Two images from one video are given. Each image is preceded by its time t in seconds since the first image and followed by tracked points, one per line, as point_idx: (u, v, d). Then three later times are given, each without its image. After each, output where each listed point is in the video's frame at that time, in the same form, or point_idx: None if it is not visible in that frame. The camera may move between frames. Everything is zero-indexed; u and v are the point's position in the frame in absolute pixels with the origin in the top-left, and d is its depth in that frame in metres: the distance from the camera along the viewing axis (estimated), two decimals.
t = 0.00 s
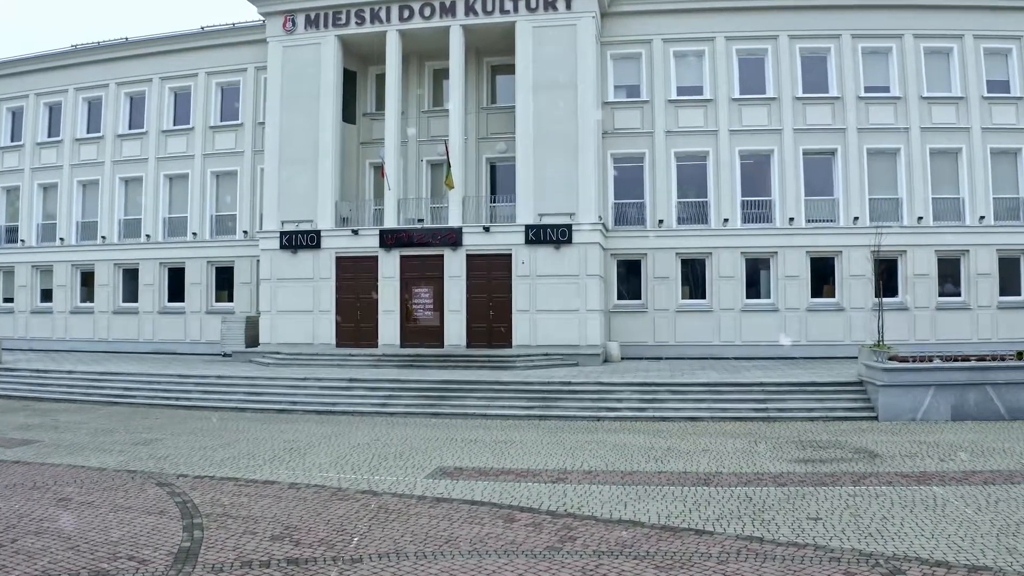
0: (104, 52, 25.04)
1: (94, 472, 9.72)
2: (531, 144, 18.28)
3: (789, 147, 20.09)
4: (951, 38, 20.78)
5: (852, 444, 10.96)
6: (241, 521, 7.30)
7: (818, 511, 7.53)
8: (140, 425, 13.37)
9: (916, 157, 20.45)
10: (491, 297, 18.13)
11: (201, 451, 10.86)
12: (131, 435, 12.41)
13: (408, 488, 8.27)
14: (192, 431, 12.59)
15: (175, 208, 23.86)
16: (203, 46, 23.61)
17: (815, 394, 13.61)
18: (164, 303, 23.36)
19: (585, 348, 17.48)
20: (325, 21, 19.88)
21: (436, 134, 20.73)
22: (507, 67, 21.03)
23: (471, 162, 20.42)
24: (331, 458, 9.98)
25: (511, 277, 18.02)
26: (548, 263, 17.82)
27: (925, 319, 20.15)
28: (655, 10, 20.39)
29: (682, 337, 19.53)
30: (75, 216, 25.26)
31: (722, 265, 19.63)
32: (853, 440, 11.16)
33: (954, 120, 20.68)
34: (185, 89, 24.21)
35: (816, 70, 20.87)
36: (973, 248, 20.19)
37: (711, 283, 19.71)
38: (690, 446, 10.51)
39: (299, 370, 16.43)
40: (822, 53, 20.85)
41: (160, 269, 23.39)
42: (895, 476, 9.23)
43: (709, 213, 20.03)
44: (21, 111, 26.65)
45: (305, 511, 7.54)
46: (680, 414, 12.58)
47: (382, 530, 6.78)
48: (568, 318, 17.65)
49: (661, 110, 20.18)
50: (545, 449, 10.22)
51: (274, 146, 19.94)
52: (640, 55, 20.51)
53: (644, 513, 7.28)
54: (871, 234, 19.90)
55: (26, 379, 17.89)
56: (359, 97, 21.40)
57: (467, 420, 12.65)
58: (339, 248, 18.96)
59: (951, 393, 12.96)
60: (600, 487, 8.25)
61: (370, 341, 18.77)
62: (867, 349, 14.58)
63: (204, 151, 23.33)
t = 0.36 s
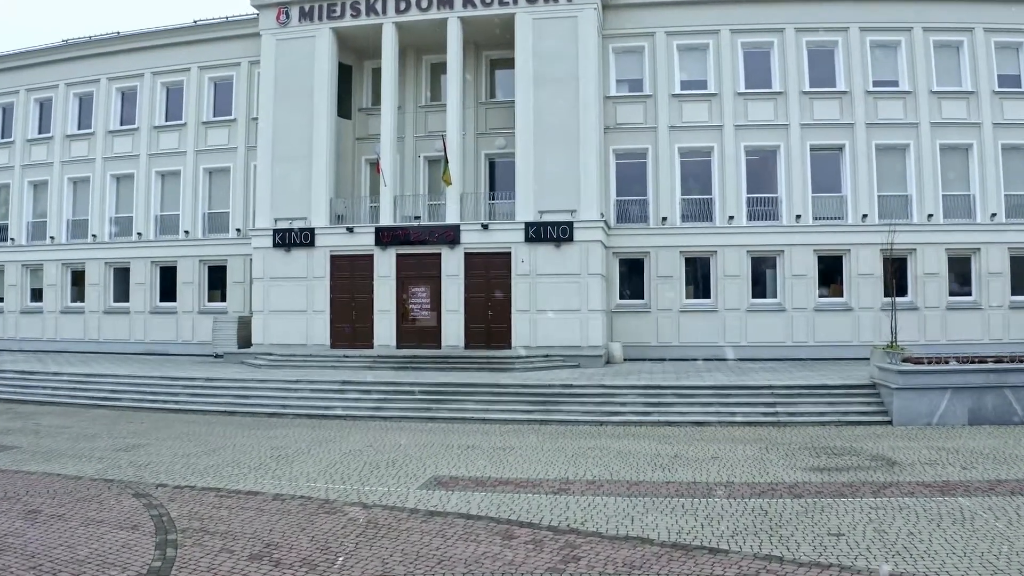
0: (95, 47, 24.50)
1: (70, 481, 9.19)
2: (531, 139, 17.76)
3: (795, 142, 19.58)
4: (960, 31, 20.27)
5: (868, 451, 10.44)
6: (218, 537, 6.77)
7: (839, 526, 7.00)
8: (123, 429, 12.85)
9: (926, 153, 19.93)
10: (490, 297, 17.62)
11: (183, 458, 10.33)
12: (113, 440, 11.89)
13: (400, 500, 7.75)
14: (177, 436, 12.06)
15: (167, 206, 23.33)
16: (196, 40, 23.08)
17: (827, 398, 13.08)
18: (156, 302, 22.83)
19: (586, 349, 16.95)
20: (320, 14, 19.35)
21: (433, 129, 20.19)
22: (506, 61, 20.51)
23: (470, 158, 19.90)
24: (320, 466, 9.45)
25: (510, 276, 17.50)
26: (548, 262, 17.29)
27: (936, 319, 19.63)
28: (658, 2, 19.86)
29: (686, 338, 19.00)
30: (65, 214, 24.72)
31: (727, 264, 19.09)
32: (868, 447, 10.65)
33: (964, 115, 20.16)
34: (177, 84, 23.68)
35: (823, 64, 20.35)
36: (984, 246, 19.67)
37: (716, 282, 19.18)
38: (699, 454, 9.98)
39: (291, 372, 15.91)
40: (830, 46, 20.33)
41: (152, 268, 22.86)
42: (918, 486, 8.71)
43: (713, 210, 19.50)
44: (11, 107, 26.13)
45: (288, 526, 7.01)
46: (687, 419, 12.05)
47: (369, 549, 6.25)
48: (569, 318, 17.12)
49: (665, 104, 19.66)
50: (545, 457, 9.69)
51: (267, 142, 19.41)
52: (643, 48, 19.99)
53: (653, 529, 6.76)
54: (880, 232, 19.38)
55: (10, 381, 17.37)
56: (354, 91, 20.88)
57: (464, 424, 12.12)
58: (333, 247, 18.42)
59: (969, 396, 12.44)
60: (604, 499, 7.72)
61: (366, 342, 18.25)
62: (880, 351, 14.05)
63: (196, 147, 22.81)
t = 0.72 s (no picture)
0: (85, 41, 23.96)
1: (41, 492, 8.66)
2: (531, 134, 17.22)
3: (803, 137, 19.05)
4: (972, 24, 19.74)
5: (886, 459, 9.91)
6: (191, 557, 6.22)
7: (864, 544, 6.46)
8: (106, 434, 12.31)
9: (937, 149, 19.40)
10: (489, 296, 17.09)
11: (165, 466, 9.79)
12: (94, 446, 11.36)
13: (390, 515, 7.21)
14: (161, 442, 11.53)
15: (159, 203, 22.80)
16: (188, 34, 22.54)
17: (840, 402, 12.55)
18: (147, 302, 22.30)
19: (589, 351, 16.41)
20: (314, 5, 18.79)
21: (431, 124, 19.65)
22: (506, 55, 19.98)
23: (468, 154, 19.34)
24: (308, 476, 8.92)
25: (510, 275, 16.96)
26: (549, 260, 16.75)
27: (947, 319, 19.08)
28: None
29: (691, 338, 18.46)
30: (55, 212, 24.19)
31: (733, 262, 18.54)
32: (886, 455, 10.11)
33: (975, 110, 19.63)
34: (169, 79, 23.15)
35: (831, 57, 19.82)
36: (997, 245, 19.13)
37: (722, 281, 18.64)
38: (708, 462, 9.45)
39: (283, 374, 15.37)
40: (838, 39, 19.79)
41: (143, 267, 22.33)
42: (943, 497, 8.18)
43: (719, 207, 18.96)
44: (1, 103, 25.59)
45: (269, 544, 6.47)
46: (694, 424, 11.51)
47: (355, 571, 5.71)
48: (570, 318, 16.58)
49: (668, 99, 19.12)
50: (546, 466, 9.15)
51: (259, 137, 18.88)
52: (646, 41, 19.45)
53: (664, 548, 6.22)
54: (890, 230, 18.84)
55: None
56: (349, 86, 20.35)
57: (461, 430, 11.59)
58: (327, 245, 17.88)
59: (988, 400, 11.91)
60: (611, 514, 7.18)
61: (361, 343, 17.71)
62: (894, 352, 13.52)
63: (188, 144, 22.28)
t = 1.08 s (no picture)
0: (75, 35, 23.43)
1: (10, 504, 8.11)
2: (531, 129, 16.67)
3: (811, 132, 18.52)
4: (984, 16, 19.21)
5: (907, 468, 9.37)
6: None
7: (895, 566, 5.93)
8: (87, 440, 11.77)
9: (949, 144, 18.85)
10: (488, 296, 16.54)
11: (144, 476, 9.25)
12: (73, 453, 10.82)
13: (379, 532, 6.67)
14: (143, 449, 10.99)
15: (151, 201, 22.26)
16: (180, 27, 22.00)
17: (854, 406, 12.00)
18: (138, 302, 21.76)
19: (591, 352, 15.86)
20: None
21: (428, 119, 19.09)
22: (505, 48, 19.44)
23: (466, 150, 18.78)
24: (294, 487, 8.38)
25: (509, 274, 16.42)
26: (550, 259, 16.21)
27: (959, 320, 18.54)
28: None
29: (696, 339, 17.92)
30: (45, 209, 23.65)
31: (739, 261, 17.99)
32: (906, 464, 9.57)
33: (988, 105, 19.08)
34: (161, 74, 22.62)
35: (839, 51, 19.29)
36: (1011, 243, 18.58)
37: (727, 280, 18.09)
38: (720, 472, 8.91)
39: (275, 376, 14.83)
40: (846, 32, 19.25)
41: (133, 266, 21.79)
42: (972, 511, 7.65)
43: (724, 204, 18.40)
44: None
45: (247, 566, 5.92)
46: (703, 430, 10.96)
47: None
48: (572, 319, 16.03)
49: (673, 93, 18.57)
50: (548, 477, 8.61)
51: (252, 132, 18.34)
52: (650, 33, 18.90)
53: (678, 571, 5.68)
54: (900, 228, 18.31)
55: None
56: (345, 79, 19.80)
57: (458, 436, 11.05)
58: (321, 243, 17.33)
59: (1010, 405, 11.38)
60: (618, 531, 6.64)
61: (355, 344, 17.14)
62: (909, 354, 12.98)
63: (180, 139, 21.74)
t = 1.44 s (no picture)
0: (65, 29, 22.90)
1: None
2: (532, 123, 16.13)
3: (820, 127, 17.98)
4: (997, 8, 18.67)
5: (930, 479, 8.82)
6: None
7: None
8: (67, 446, 11.23)
9: (961, 139, 18.30)
10: (487, 295, 15.96)
11: (121, 487, 8.71)
12: (49, 460, 10.27)
13: (367, 551, 6.12)
14: (124, 456, 10.44)
15: (142, 198, 21.72)
16: (171, 20, 21.46)
17: (869, 411, 11.45)
18: (128, 302, 21.22)
19: (594, 353, 15.31)
20: None
21: (426, 114, 18.52)
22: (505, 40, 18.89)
23: (464, 145, 18.22)
24: (279, 499, 7.83)
25: (509, 273, 15.86)
26: (551, 257, 15.66)
27: (972, 320, 17.98)
28: None
29: (702, 340, 17.36)
30: (34, 207, 23.10)
31: (746, 260, 17.45)
32: (930, 474, 9.02)
33: (1001, 99, 18.53)
34: (153, 68, 22.08)
35: (848, 43, 18.75)
36: None
37: (734, 279, 17.53)
38: (733, 483, 8.36)
39: (265, 378, 14.27)
40: (856, 24, 18.71)
41: (124, 265, 21.26)
42: (1007, 526, 7.10)
43: (731, 201, 17.86)
44: None
45: None
46: (712, 437, 10.41)
47: None
48: (573, 319, 15.47)
49: (678, 86, 18.02)
50: (550, 488, 8.06)
51: (244, 126, 17.80)
52: (654, 25, 18.35)
53: None
54: (912, 226, 17.78)
55: None
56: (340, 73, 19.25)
57: (455, 442, 10.50)
58: (314, 240, 16.77)
59: None
60: (627, 550, 6.09)
61: (349, 345, 16.58)
62: (926, 356, 12.44)
63: (172, 135, 21.20)
